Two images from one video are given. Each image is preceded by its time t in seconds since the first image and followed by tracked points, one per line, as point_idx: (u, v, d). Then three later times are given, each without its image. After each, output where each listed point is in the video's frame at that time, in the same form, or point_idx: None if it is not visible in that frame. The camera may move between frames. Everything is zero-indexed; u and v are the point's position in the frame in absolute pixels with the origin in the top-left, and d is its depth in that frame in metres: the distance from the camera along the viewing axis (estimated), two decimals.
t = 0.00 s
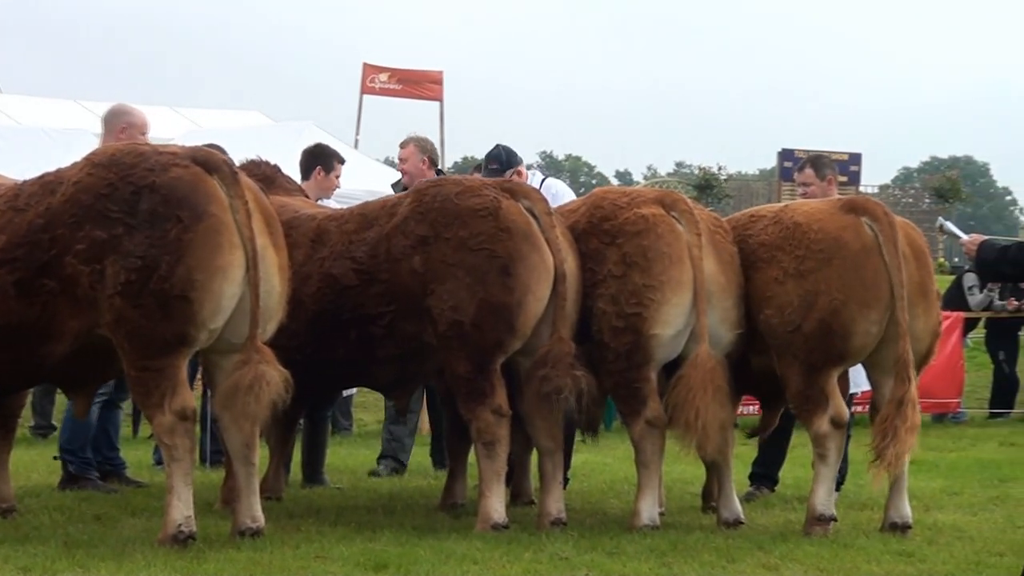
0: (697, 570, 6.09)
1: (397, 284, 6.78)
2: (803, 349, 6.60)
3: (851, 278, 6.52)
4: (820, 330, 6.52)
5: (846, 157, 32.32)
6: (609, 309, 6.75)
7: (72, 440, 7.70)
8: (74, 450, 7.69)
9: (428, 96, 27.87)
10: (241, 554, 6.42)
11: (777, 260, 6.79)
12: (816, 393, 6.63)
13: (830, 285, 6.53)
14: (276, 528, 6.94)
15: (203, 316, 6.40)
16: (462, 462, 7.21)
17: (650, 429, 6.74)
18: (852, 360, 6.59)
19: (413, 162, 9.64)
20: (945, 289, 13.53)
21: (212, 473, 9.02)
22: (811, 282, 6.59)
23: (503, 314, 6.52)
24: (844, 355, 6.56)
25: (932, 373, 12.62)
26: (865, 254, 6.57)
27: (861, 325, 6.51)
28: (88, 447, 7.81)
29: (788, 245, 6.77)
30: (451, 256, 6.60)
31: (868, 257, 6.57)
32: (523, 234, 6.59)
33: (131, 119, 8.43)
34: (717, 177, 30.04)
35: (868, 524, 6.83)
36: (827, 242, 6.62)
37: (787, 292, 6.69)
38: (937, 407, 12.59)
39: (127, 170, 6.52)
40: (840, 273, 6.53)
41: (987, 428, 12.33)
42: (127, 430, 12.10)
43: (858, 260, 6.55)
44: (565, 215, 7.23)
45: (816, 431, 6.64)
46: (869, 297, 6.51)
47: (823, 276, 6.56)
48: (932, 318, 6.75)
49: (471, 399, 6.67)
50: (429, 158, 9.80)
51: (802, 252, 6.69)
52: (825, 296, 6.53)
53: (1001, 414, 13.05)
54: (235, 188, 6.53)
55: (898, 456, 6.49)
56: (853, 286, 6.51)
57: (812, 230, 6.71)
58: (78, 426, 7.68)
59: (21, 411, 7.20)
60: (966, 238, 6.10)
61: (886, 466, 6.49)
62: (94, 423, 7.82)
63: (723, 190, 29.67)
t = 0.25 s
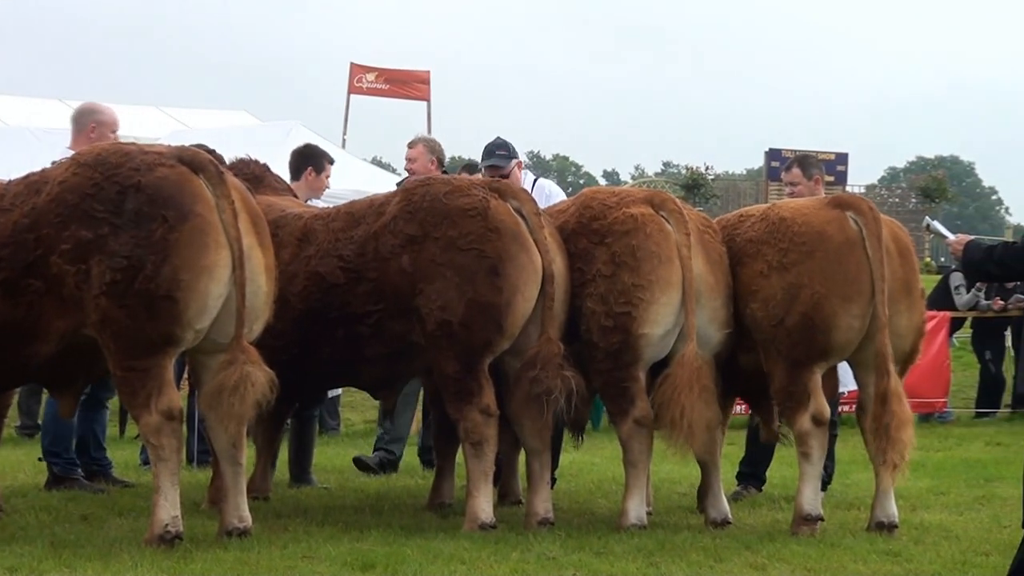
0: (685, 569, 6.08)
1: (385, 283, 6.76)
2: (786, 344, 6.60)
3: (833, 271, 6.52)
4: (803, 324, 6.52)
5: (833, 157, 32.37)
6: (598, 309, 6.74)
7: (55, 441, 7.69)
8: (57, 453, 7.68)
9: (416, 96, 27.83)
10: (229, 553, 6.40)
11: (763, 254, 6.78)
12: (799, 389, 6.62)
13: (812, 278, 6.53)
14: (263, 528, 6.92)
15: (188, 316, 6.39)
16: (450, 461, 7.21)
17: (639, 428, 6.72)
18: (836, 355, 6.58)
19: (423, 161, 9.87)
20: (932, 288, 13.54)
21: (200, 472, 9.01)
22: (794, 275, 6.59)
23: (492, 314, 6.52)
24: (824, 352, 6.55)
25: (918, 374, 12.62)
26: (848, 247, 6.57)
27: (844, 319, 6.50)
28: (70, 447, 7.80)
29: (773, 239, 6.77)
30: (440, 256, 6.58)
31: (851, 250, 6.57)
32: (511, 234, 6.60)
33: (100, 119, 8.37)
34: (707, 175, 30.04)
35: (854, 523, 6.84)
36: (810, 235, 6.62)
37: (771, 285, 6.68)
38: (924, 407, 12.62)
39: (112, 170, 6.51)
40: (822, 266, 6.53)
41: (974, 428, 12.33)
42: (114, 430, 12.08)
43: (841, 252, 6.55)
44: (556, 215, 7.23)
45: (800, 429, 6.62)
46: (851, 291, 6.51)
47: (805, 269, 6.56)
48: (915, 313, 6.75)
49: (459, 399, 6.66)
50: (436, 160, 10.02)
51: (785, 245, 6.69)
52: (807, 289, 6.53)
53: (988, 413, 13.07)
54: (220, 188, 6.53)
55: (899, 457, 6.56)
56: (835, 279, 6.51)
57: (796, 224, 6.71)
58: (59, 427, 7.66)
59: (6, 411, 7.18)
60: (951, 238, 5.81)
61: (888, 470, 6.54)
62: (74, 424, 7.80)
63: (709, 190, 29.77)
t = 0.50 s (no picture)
0: (676, 569, 6.08)
1: (379, 283, 6.75)
2: (777, 350, 6.61)
3: (822, 275, 6.52)
4: (792, 328, 6.52)
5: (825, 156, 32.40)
6: (595, 308, 6.78)
7: (41, 445, 7.67)
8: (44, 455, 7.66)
9: (409, 96, 27.81)
10: (220, 554, 6.39)
11: (753, 259, 6.84)
12: (792, 392, 6.62)
13: (801, 283, 6.54)
14: (255, 529, 6.90)
15: (179, 316, 6.38)
16: (442, 462, 7.20)
17: (632, 428, 6.74)
18: (827, 360, 6.58)
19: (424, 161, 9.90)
20: (924, 288, 13.55)
21: (191, 472, 9.00)
22: (784, 281, 6.62)
23: (487, 314, 6.54)
24: (817, 356, 6.55)
25: (908, 374, 12.62)
26: (835, 252, 6.57)
27: (833, 323, 6.50)
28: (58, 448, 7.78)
29: (763, 243, 6.81)
30: (434, 255, 6.60)
31: (839, 255, 6.57)
32: (506, 234, 6.63)
33: (83, 119, 8.26)
34: (701, 174, 30.05)
35: (845, 524, 6.83)
36: (798, 240, 6.65)
37: (761, 291, 6.71)
38: (914, 407, 12.63)
39: (102, 170, 6.51)
40: (811, 271, 6.54)
41: (964, 428, 12.35)
42: (104, 430, 12.05)
43: (829, 257, 6.55)
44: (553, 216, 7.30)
45: (791, 431, 6.62)
46: (840, 295, 6.51)
47: (793, 274, 6.58)
48: (904, 317, 6.73)
49: (452, 399, 6.67)
50: (439, 159, 10.06)
51: (774, 251, 6.72)
52: (796, 294, 6.54)
53: (978, 413, 13.10)
54: (211, 188, 6.53)
55: (871, 458, 6.49)
56: (823, 283, 6.51)
57: (785, 229, 6.74)
58: (45, 430, 7.63)
59: None
60: (945, 239, 5.73)
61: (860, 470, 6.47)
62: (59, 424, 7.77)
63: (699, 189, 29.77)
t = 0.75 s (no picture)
0: (672, 569, 6.08)
1: (379, 283, 6.80)
2: (765, 350, 6.63)
3: (807, 275, 6.53)
4: (779, 328, 6.54)
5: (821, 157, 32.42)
6: (595, 308, 6.81)
7: (35, 446, 7.65)
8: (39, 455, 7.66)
9: (405, 96, 27.80)
10: (215, 554, 6.38)
11: (742, 259, 6.86)
12: (783, 391, 6.63)
13: (786, 283, 6.56)
14: (251, 530, 6.89)
15: (175, 316, 6.38)
16: (438, 462, 7.21)
17: (630, 427, 6.77)
18: (816, 359, 6.58)
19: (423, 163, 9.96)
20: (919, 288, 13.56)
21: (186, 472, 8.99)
22: (770, 281, 6.63)
23: (487, 313, 6.60)
24: (805, 356, 6.56)
25: (902, 375, 12.62)
26: (822, 252, 6.56)
27: (820, 322, 6.50)
28: (52, 448, 7.77)
29: (751, 244, 6.82)
30: (435, 255, 6.65)
31: (825, 255, 6.56)
32: (506, 234, 6.71)
33: (74, 121, 8.24)
34: (697, 175, 30.07)
35: (841, 524, 6.83)
36: (784, 240, 6.66)
37: (749, 291, 6.73)
38: (910, 407, 12.62)
39: (97, 170, 6.51)
40: (796, 271, 6.55)
41: (960, 428, 12.36)
42: (98, 430, 12.04)
43: (815, 257, 6.55)
44: (554, 216, 7.32)
45: (785, 431, 6.62)
46: (826, 295, 6.51)
47: (780, 274, 6.59)
48: (893, 316, 6.69)
49: (451, 399, 6.70)
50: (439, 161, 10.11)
51: (762, 251, 6.73)
52: (782, 294, 6.56)
53: (974, 413, 13.11)
54: (206, 187, 6.53)
55: (862, 461, 6.46)
56: (809, 283, 6.52)
57: (772, 229, 6.75)
58: (39, 430, 7.62)
59: None
60: (946, 239, 5.73)
61: (850, 472, 6.45)
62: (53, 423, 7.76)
63: (695, 190, 29.75)
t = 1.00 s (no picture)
0: (670, 569, 6.08)
1: (380, 283, 6.80)
2: (760, 350, 6.62)
3: (801, 276, 6.53)
4: (773, 328, 6.53)
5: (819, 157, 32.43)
6: (592, 308, 6.80)
7: (33, 446, 7.66)
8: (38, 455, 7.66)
9: (403, 96, 27.81)
10: (214, 555, 6.38)
11: (737, 260, 6.86)
12: (779, 392, 6.61)
13: (780, 283, 6.55)
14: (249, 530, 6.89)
15: (173, 316, 6.37)
16: (437, 463, 7.21)
17: (628, 427, 6.76)
18: (811, 360, 6.57)
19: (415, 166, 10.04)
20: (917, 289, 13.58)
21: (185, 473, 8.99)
22: (764, 281, 6.63)
23: (488, 313, 6.60)
24: (799, 356, 6.55)
25: (901, 375, 12.63)
26: (815, 252, 6.56)
27: (814, 322, 6.49)
28: (51, 448, 7.77)
29: (746, 244, 6.82)
30: (437, 256, 6.65)
31: (819, 255, 6.56)
32: (508, 234, 6.70)
33: (70, 120, 8.20)
34: (696, 175, 30.09)
35: (840, 524, 6.83)
36: (778, 241, 6.66)
37: (744, 292, 6.73)
38: (909, 407, 12.63)
39: (96, 170, 6.51)
40: (790, 272, 6.55)
41: (958, 428, 12.37)
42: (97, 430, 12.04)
43: (809, 258, 6.55)
44: (551, 217, 7.32)
45: (782, 432, 6.60)
46: (820, 295, 6.50)
47: (773, 275, 6.59)
48: (889, 316, 6.67)
49: (450, 399, 6.70)
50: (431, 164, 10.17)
51: (756, 252, 6.73)
52: (776, 294, 6.56)
53: (972, 414, 13.12)
54: (205, 188, 6.53)
55: (855, 463, 6.41)
56: (803, 284, 6.52)
57: (767, 230, 6.74)
58: (38, 430, 7.63)
59: None
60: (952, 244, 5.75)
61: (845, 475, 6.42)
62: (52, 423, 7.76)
63: (694, 191, 29.77)
